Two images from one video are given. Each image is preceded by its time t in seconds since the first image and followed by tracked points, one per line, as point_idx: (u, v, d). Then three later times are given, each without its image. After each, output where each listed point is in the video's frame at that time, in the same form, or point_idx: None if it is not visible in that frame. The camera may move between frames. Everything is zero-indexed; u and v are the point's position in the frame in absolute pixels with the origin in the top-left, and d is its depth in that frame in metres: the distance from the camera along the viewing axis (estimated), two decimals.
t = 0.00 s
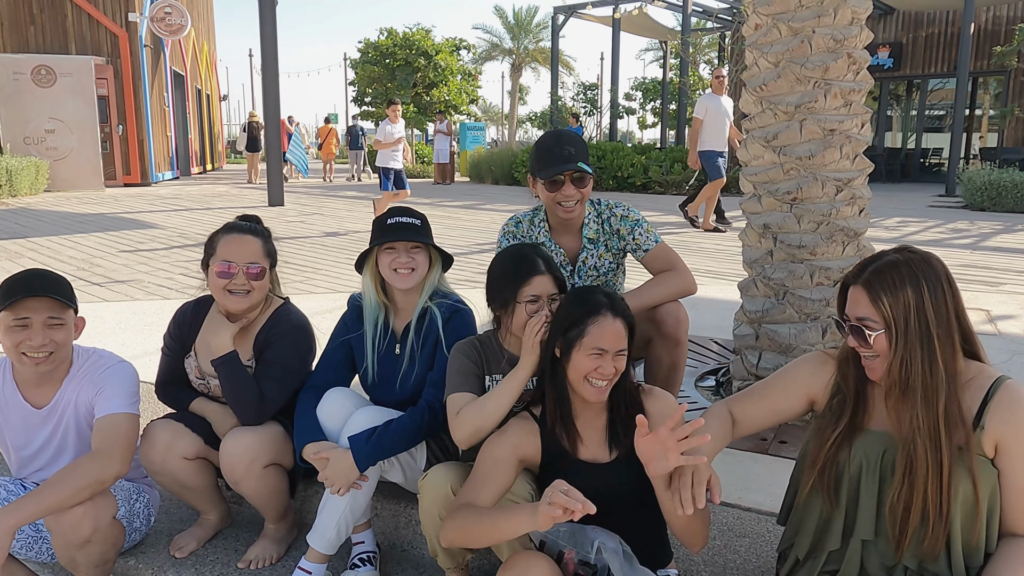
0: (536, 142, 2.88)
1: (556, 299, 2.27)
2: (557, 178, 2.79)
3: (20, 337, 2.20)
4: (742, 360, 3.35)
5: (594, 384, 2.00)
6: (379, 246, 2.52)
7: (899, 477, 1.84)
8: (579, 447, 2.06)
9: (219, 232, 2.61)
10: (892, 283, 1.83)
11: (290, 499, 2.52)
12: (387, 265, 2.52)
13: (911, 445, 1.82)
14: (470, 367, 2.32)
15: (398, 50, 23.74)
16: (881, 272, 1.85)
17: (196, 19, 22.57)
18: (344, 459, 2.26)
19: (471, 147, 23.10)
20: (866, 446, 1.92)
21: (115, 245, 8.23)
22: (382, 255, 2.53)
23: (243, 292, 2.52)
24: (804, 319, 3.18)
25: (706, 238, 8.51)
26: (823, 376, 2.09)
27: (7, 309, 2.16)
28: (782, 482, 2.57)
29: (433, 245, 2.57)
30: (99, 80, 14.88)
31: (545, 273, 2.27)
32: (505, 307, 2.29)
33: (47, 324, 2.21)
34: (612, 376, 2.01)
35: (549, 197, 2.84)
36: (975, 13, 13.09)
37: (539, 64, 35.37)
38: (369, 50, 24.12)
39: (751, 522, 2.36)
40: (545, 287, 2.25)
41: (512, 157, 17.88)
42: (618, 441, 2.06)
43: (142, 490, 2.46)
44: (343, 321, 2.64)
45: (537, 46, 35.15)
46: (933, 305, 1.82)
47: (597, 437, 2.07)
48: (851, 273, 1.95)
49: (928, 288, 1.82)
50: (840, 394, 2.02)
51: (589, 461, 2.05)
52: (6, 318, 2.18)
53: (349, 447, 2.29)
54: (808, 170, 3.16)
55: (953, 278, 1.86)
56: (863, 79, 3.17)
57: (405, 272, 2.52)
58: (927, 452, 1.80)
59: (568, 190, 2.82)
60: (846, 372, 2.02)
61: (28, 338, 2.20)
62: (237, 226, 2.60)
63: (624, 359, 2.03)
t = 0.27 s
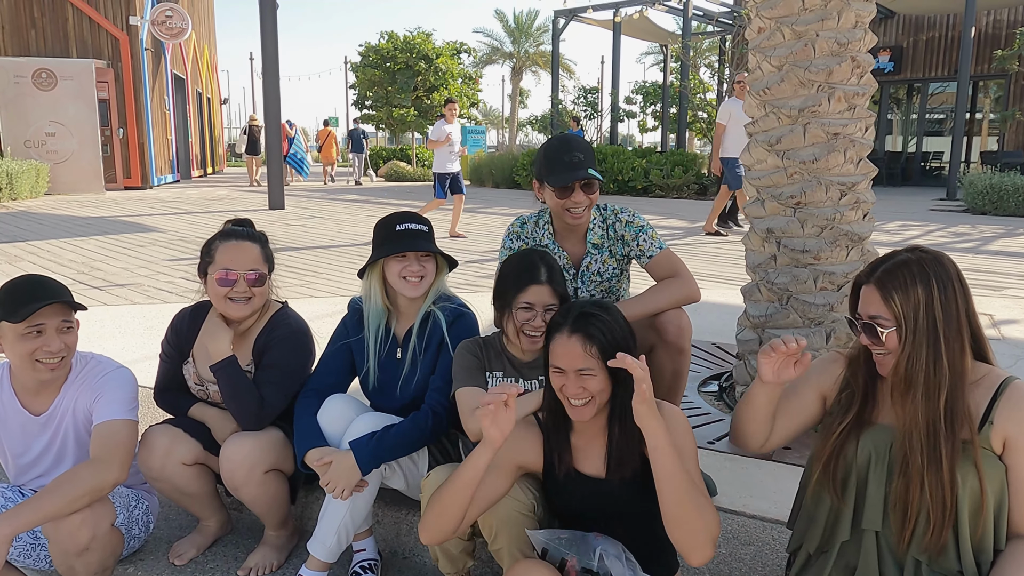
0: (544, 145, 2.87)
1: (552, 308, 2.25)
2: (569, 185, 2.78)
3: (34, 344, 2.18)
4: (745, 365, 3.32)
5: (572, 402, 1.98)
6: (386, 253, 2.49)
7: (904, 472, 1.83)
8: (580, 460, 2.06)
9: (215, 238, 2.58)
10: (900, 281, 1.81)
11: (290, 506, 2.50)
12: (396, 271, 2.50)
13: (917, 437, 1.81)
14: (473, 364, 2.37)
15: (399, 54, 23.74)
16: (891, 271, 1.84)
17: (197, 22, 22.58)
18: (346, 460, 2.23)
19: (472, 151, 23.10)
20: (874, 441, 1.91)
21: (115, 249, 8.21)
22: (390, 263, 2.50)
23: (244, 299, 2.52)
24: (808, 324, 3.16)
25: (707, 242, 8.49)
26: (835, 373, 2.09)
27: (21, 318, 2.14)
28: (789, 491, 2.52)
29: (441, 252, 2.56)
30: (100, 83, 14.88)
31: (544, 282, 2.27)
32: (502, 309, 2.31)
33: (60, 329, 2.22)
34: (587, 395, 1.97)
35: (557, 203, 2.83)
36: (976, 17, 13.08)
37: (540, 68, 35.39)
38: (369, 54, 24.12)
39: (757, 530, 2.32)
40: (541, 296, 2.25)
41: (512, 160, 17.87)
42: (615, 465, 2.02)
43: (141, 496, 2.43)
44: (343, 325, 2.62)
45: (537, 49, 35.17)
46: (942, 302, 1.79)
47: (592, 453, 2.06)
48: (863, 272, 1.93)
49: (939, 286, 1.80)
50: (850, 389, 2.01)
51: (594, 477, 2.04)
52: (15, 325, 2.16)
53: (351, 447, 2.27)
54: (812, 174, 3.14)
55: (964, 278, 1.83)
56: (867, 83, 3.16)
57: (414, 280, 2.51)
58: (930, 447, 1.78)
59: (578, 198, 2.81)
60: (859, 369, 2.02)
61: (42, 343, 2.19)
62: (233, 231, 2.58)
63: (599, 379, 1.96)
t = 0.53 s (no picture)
0: (549, 150, 2.86)
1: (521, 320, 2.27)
2: (572, 194, 2.76)
3: (36, 354, 2.16)
4: (749, 372, 3.31)
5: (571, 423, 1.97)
6: (386, 266, 2.45)
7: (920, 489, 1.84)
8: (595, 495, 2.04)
9: (221, 245, 2.56)
10: (919, 292, 1.82)
11: (291, 516, 2.48)
12: (396, 283, 2.47)
13: (933, 455, 1.82)
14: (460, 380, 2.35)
15: (398, 57, 23.75)
16: (910, 281, 1.85)
17: (196, 26, 22.58)
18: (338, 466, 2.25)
19: (471, 155, 23.09)
20: (887, 456, 1.92)
21: (114, 253, 8.19)
22: (390, 275, 2.47)
23: (248, 308, 2.50)
24: (812, 331, 3.14)
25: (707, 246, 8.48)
26: (844, 388, 2.06)
27: (24, 327, 2.12)
28: (795, 502, 2.50)
29: (440, 263, 2.53)
30: (99, 87, 14.87)
31: (507, 293, 2.28)
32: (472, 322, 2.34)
33: (62, 339, 2.20)
34: (585, 415, 1.95)
35: (559, 211, 2.81)
36: (975, 22, 13.08)
37: (538, 71, 35.42)
38: (368, 57, 24.14)
39: (762, 540, 2.30)
40: (505, 307, 2.26)
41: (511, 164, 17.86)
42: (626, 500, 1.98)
43: (142, 506, 2.41)
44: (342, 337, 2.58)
45: (536, 53, 35.21)
46: (962, 316, 1.81)
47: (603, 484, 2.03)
48: (880, 281, 1.94)
49: (958, 299, 1.81)
50: (862, 403, 2.00)
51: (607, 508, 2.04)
52: (17, 335, 2.13)
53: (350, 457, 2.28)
54: (816, 180, 3.12)
55: (984, 291, 1.86)
56: (871, 89, 3.14)
57: (415, 293, 2.48)
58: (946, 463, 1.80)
59: (579, 207, 2.80)
60: (869, 382, 2.01)
61: (43, 352, 2.17)
62: (238, 240, 2.56)
63: (593, 399, 1.94)
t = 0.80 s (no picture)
0: (545, 152, 2.84)
1: (520, 324, 2.24)
2: (566, 194, 2.73)
3: (24, 359, 2.11)
4: (750, 376, 3.27)
5: (586, 426, 1.94)
6: (378, 271, 2.41)
7: (924, 510, 1.82)
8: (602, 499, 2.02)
9: (216, 247, 2.52)
10: (925, 307, 1.78)
11: (286, 524, 2.44)
12: (386, 289, 2.42)
13: (933, 479, 1.79)
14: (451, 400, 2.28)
15: (394, 60, 23.72)
16: (916, 295, 1.80)
17: (192, 29, 22.53)
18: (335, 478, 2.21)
19: (467, 158, 23.05)
20: (890, 474, 1.89)
21: (108, 257, 8.12)
22: (381, 282, 2.43)
23: (244, 313, 2.45)
24: (814, 335, 3.10)
25: (704, 249, 8.45)
26: (846, 399, 2.01)
27: (11, 332, 2.07)
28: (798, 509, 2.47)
29: (433, 268, 2.48)
30: (93, 89, 14.79)
31: (506, 299, 2.24)
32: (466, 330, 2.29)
33: (51, 343, 2.15)
34: (603, 419, 1.92)
35: (554, 211, 2.78)
36: (970, 25, 13.11)
37: (534, 75, 35.42)
38: (364, 60, 24.10)
39: (766, 548, 2.27)
40: (504, 313, 2.23)
41: (507, 167, 17.84)
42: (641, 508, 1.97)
43: (134, 514, 2.35)
44: (338, 340, 2.53)
45: (532, 56, 35.21)
46: (969, 332, 1.77)
47: (618, 490, 2.00)
48: (885, 291, 1.90)
49: (966, 315, 1.77)
50: (864, 418, 1.95)
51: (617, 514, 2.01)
52: (5, 340, 2.09)
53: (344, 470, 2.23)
54: (817, 182, 3.09)
55: (994, 304, 1.81)
56: (873, 90, 3.11)
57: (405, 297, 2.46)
58: (951, 484, 1.77)
59: (574, 207, 2.76)
60: (871, 396, 1.96)
61: (32, 357, 2.12)
62: (236, 243, 2.51)
63: (613, 403, 1.91)
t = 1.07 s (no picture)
0: (538, 158, 2.86)
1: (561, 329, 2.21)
2: (557, 193, 2.75)
3: (22, 368, 2.09)
4: (751, 383, 3.26)
5: (618, 403, 1.97)
6: (380, 275, 2.40)
7: (922, 523, 1.81)
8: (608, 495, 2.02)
9: (218, 255, 2.51)
10: (920, 316, 1.78)
11: (287, 534, 2.42)
12: (388, 293, 2.40)
13: (931, 490, 1.79)
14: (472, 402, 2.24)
15: (390, 64, 23.71)
16: (911, 304, 1.80)
17: (188, 33, 22.51)
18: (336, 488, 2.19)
19: (464, 162, 23.04)
20: (889, 485, 1.89)
21: (104, 261, 8.09)
22: (383, 285, 2.41)
23: (246, 321, 2.44)
24: (815, 341, 3.10)
25: (702, 254, 8.46)
26: (843, 410, 1.99)
27: (9, 341, 2.05)
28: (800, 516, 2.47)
29: (437, 274, 2.47)
30: (89, 93, 14.75)
31: (548, 302, 2.22)
32: (508, 335, 2.23)
33: (49, 353, 2.13)
34: (637, 395, 1.96)
35: (548, 213, 2.79)
36: (965, 30, 13.16)
37: (531, 79, 35.44)
38: (361, 64, 24.10)
39: (771, 557, 2.28)
40: (549, 317, 2.20)
41: (504, 171, 17.82)
42: (655, 502, 1.98)
43: (133, 524, 2.33)
44: (341, 348, 2.54)
45: (529, 60, 35.24)
46: (964, 341, 1.77)
47: (626, 487, 2.02)
48: (879, 300, 1.89)
49: (960, 323, 1.77)
50: (862, 429, 1.94)
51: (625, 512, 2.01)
52: (2, 350, 2.07)
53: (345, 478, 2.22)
54: (818, 189, 3.08)
55: (987, 311, 1.81)
56: (873, 97, 3.11)
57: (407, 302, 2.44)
58: (947, 495, 1.77)
59: (567, 207, 2.77)
60: (869, 407, 1.94)
61: (30, 367, 2.10)
62: (238, 250, 2.50)
63: (653, 377, 1.97)
